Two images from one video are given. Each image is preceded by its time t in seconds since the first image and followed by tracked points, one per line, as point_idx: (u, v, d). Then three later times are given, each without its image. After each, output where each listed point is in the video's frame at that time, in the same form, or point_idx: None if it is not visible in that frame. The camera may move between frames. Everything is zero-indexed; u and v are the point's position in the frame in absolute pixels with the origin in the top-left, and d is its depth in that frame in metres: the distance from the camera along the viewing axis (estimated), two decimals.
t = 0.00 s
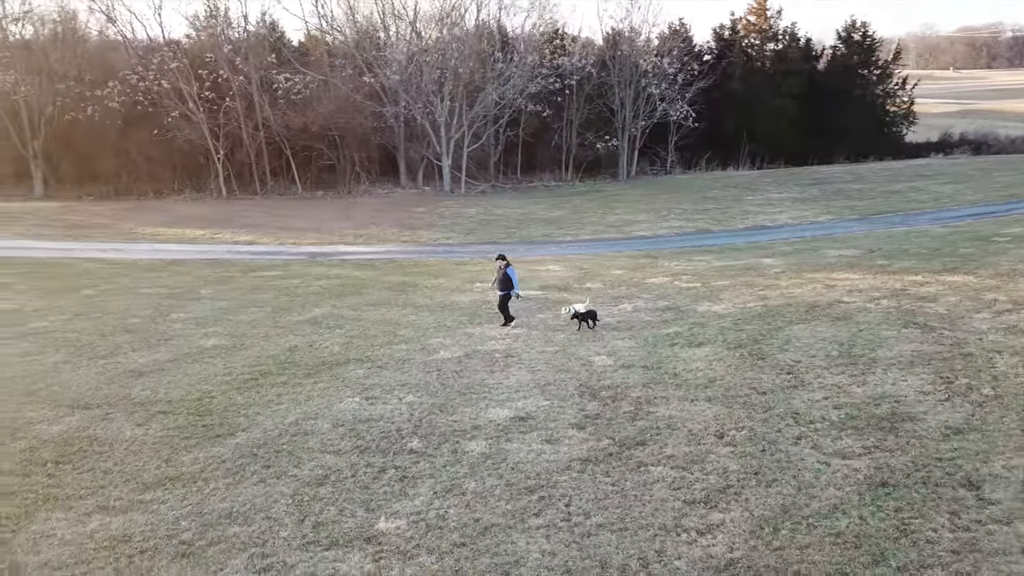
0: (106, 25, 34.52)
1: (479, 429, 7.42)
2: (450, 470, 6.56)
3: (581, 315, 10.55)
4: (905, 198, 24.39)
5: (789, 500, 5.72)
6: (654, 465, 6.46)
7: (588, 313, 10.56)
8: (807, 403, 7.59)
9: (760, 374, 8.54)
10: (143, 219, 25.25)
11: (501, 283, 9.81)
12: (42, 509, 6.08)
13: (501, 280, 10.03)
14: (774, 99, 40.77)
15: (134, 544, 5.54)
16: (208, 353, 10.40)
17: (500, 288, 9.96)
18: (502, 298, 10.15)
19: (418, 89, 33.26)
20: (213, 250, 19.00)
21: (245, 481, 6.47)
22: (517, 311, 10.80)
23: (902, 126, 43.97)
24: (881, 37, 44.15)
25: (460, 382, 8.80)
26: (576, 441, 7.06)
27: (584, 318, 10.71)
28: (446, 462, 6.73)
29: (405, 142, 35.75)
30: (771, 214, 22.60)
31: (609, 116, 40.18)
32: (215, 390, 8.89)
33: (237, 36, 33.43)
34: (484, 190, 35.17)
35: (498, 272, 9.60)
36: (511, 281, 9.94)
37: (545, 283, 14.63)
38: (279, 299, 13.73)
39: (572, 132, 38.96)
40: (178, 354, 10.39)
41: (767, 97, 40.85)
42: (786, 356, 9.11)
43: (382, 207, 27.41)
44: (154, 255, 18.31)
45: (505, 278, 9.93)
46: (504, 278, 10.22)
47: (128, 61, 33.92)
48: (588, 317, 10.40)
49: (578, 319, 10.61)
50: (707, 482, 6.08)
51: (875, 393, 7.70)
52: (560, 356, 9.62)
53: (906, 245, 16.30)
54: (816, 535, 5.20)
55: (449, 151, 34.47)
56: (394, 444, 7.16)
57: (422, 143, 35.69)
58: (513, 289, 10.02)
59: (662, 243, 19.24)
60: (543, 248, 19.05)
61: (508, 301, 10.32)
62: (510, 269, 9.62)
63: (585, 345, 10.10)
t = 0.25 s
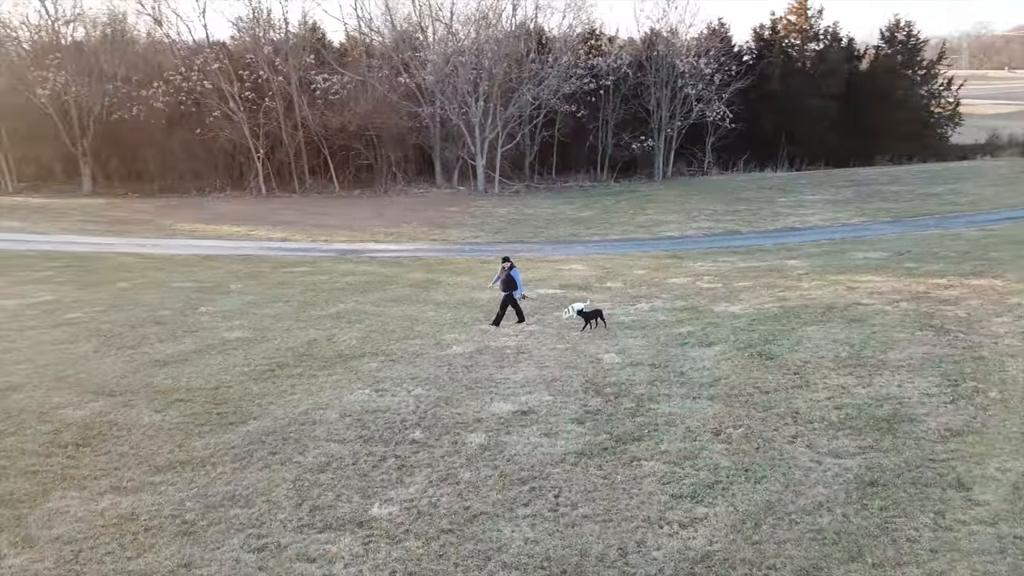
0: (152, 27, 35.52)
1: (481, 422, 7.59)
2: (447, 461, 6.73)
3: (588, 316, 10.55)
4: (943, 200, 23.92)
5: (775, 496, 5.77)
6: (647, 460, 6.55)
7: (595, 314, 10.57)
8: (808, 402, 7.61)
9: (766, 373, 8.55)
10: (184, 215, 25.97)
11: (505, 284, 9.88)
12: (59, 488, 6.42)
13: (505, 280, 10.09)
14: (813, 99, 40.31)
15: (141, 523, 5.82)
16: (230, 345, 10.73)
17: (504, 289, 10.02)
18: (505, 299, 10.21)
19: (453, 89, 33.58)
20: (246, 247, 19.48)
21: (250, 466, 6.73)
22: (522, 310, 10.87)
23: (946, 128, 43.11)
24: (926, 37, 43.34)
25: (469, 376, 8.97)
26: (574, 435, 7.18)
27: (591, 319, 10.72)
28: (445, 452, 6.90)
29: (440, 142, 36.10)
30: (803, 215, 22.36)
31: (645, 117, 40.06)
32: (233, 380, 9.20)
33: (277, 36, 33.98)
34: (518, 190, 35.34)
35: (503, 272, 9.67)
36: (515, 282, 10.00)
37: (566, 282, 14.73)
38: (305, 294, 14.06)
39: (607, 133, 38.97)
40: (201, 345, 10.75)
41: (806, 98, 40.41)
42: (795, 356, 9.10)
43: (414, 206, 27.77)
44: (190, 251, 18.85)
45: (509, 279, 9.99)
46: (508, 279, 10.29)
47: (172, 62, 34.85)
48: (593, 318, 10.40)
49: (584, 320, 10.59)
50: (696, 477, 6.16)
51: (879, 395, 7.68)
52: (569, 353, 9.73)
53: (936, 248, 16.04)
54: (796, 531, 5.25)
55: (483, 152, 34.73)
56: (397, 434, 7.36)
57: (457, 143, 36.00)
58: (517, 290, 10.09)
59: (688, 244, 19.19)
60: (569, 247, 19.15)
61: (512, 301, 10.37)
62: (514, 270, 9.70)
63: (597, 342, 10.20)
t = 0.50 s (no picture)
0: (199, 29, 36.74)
1: (484, 415, 7.75)
2: (447, 452, 6.90)
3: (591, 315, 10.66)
4: (983, 203, 23.41)
5: (763, 494, 5.82)
6: (642, 454, 6.64)
7: (599, 313, 10.66)
8: (811, 402, 7.61)
9: (773, 374, 8.56)
10: (223, 213, 26.63)
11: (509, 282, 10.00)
12: (77, 469, 6.74)
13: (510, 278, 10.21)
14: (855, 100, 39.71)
15: (149, 503, 6.10)
16: (253, 337, 11.08)
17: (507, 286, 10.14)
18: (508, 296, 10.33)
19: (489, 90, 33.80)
20: (280, 244, 19.94)
21: (257, 453, 6.99)
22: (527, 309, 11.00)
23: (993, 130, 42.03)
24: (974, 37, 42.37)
25: (479, 371, 9.14)
26: (574, 429, 7.30)
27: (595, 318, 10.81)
28: (445, 444, 7.07)
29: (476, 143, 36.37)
30: (837, 218, 22.10)
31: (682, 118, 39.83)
32: (253, 371, 9.51)
33: (317, 38, 34.82)
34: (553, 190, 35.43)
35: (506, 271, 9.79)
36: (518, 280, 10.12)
37: (589, 282, 14.83)
38: (331, 290, 14.40)
39: (645, 134, 38.84)
40: (226, 338, 11.11)
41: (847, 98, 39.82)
42: (805, 356, 9.09)
43: (448, 206, 28.06)
44: (225, 247, 19.36)
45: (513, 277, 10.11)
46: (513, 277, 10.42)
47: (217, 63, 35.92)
48: (595, 317, 10.51)
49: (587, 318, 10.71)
50: (688, 473, 6.23)
51: (883, 396, 7.65)
52: (581, 350, 9.86)
53: (968, 252, 15.75)
54: (778, 527, 5.29)
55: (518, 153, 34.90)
56: (401, 426, 7.55)
57: (493, 144, 36.23)
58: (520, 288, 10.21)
59: (717, 245, 19.12)
60: (597, 248, 19.21)
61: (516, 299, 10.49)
62: (518, 269, 9.83)
63: (609, 341, 10.29)
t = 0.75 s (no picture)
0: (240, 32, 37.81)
1: (486, 411, 7.87)
2: (444, 446, 7.04)
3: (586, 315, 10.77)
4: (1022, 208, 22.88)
5: (749, 493, 5.84)
6: (635, 452, 6.71)
7: (595, 313, 10.74)
8: (811, 404, 7.59)
9: (778, 375, 8.54)
10: (258, 212, 27.17)
11: (511, 281, 10.08)
12: (89, 454, 7.02)
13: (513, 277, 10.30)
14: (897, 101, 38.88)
15: (154, 488, 6.34)
16: (272, 333, 11.36)
17: (510, 286, 10.22)
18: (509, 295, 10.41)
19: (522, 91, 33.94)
20: (310, 242, 20.31)
21: (261, 443, 7.21)
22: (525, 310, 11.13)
23: None
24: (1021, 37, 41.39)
25: (486, 369, 9.27)
26: (571, 426, 7.38)
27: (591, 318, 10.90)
28: (443, 439, 7.20)
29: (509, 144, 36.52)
30: (868, 221, 21.80)
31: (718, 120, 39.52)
32: (267, 365, 9.76)
33: (353, 41, 35.53)
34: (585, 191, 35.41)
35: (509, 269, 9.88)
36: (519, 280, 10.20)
37: (608, 283, 14.88)
38: (353, 287, 14.66)
39: (680, 136, 38.60)
40: (246, 332, 11.41)
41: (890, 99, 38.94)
42: (813, 359, 9.05)
43: (478, 206, 28.26)
44: (256, 245, 19.78)
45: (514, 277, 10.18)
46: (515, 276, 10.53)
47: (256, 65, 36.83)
48: (592, 318, 10.58)
49: (583, 318, 10.79)
50: (678, 471, 6.28)
51: (885, 400, 7.60)
52: (589, 349, 9.93)
53: (998, 257, 15.44)
54: (759, 525, 5.32)
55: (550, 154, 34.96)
56: (404, 420, 7.72)
57: (526, 145, 36.35)
58: (522, 288, 10.30)
59: (742, 247, 18.99)
60: (621, 249, 19.23)
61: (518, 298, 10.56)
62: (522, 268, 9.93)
63: (619, 341, 10.35)
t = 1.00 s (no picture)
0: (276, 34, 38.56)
1: (486, 409, 7.98)
2: (440, 442, 7.15)
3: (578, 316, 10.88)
4: None
5: (735, 494, 5.85)
6: (627, 451, 6.75)
7: (588, 315, 10.84)
8: (811, 408, 7.54)
9: (782, 379, 8.50)
10: (290, 211, 27.65)
11: (510, 282, 10.18)
12: (100, 443, 7.28)
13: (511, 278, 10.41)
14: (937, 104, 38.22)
15: (156, 477, 6.56)
16: (289, 330, 11.61)
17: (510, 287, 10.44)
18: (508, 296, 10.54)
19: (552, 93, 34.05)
20: (337, 241, 20.62)
21: (264, 435, 7.40)
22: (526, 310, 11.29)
23: None
24: None
25: (492, 367, 9.38)
26: (568, 425, 7.45)
27: (585, 320, 10.99)
28: (440, 435, 7.32)
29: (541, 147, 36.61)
30: (899, 225, 21.44)
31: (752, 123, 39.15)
32: (280, 361, 9.99)
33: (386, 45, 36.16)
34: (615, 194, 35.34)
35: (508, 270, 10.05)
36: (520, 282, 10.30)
37: (626, 285, 14.89)
38: (374, 286, 14.88)
39: (713, 139, 38.31)
40: (264, 329, 11.67)
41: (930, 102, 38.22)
42: (820, 363, 8.99)
43: (507, 207, 28.41)
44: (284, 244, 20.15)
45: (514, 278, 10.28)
46: (514, 277, 10.66)
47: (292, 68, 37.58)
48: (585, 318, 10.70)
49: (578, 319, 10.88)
50: (667, 470, 6.32)
51: (887, 404, 7.52)
52: (596, 350, 9.98)
53: None
54: (739, 525, 5.34)
55: (581, 156, 34.97)
56: (404, 416, 7.85)
57: (557, 147, 36.40)
58: (521, 290, 10.40)
59: (767, 250, 18.83)
60: (644, 251, 19.19)
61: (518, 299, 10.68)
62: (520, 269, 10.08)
63: (627, 342, 10.38)
